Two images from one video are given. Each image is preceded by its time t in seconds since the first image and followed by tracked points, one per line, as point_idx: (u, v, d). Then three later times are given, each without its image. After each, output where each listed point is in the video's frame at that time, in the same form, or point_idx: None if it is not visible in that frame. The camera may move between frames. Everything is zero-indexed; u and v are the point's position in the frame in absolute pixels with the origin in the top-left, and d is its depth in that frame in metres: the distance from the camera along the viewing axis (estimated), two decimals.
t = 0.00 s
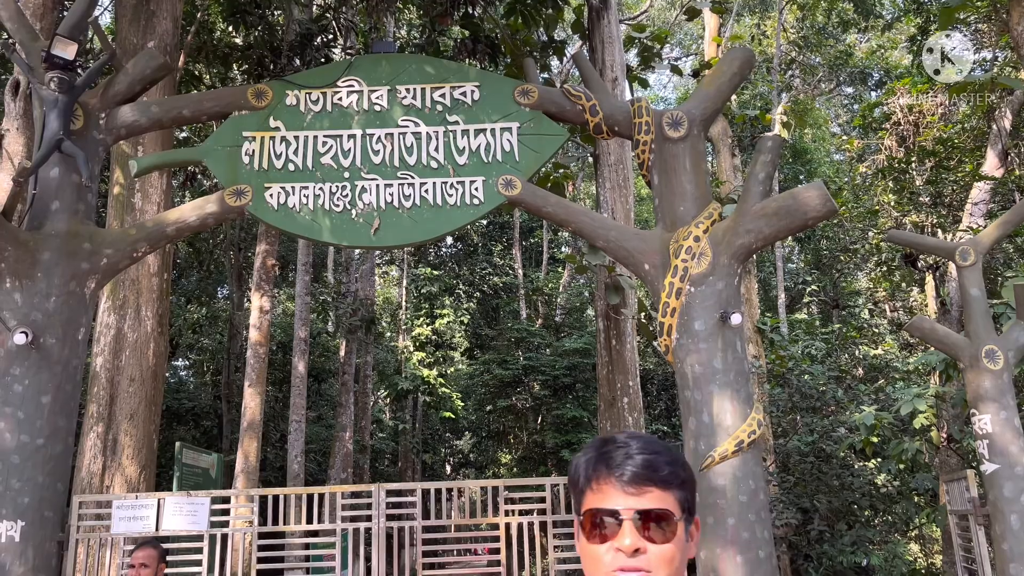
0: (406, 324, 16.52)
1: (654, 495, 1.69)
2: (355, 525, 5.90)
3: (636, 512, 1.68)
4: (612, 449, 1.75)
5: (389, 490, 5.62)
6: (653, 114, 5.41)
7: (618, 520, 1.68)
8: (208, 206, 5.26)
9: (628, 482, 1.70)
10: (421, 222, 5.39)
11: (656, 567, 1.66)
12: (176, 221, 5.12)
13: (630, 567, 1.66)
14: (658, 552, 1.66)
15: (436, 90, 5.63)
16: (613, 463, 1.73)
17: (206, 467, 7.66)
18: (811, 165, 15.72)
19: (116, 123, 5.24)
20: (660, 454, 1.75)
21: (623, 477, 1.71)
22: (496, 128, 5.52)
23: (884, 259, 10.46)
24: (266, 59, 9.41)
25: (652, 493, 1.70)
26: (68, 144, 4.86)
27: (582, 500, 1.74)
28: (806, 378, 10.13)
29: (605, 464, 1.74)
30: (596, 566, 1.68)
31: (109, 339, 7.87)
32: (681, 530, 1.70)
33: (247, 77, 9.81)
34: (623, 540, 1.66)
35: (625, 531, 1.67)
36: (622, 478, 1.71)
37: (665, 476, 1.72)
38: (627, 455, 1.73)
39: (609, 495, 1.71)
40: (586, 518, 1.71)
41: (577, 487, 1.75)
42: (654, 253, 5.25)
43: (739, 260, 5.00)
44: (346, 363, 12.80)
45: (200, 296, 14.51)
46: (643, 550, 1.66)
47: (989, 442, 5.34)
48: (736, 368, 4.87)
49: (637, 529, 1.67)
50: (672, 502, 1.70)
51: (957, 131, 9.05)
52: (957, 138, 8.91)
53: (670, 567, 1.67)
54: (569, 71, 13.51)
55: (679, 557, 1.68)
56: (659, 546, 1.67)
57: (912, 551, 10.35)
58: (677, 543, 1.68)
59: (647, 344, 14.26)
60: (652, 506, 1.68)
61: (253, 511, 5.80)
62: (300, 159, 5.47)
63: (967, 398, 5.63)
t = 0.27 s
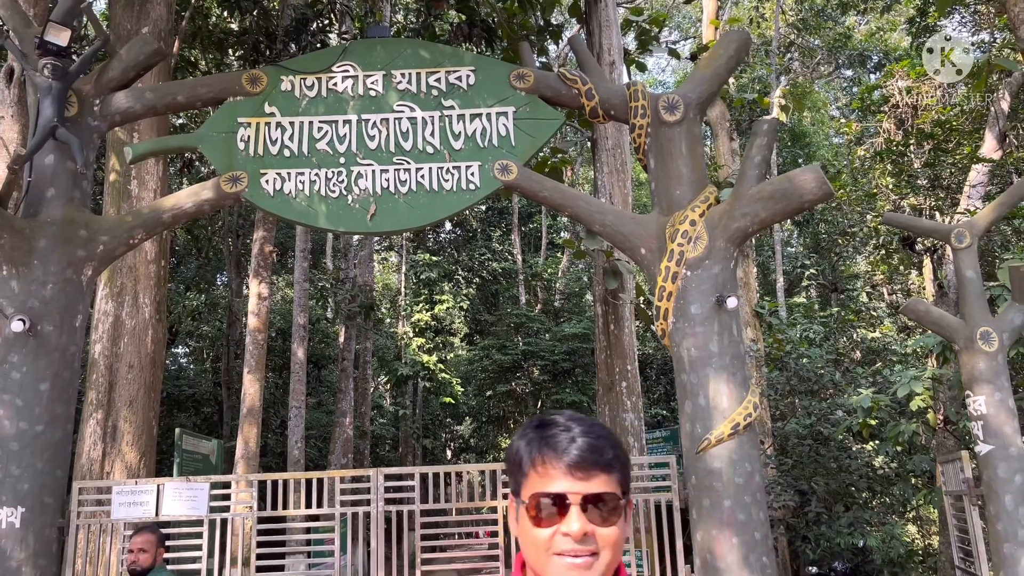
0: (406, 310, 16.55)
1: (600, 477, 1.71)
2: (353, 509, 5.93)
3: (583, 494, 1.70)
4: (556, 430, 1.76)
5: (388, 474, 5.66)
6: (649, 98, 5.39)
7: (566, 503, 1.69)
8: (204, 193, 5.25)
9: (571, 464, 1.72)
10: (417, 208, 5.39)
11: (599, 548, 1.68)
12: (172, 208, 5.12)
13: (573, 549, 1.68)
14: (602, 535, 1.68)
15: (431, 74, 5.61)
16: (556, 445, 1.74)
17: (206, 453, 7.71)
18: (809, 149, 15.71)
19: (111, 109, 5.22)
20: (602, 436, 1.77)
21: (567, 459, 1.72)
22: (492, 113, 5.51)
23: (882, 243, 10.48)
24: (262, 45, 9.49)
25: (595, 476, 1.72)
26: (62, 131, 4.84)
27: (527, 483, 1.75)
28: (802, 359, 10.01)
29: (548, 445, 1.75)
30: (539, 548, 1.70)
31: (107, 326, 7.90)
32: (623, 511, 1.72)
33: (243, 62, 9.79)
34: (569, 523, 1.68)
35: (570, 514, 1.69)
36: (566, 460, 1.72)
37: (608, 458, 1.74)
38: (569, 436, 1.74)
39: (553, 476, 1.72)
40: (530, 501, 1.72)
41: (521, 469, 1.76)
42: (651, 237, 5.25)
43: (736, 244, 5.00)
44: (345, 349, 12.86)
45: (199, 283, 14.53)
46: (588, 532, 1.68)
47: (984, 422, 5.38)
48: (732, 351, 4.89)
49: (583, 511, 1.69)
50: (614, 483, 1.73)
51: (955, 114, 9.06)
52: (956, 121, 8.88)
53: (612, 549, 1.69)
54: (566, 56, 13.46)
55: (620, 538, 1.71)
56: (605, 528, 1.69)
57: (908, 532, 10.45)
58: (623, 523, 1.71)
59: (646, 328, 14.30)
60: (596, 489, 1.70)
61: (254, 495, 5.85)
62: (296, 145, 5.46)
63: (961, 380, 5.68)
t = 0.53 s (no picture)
0: (402, 285, 16.57)
1: (522, 435, 1.76)
2: (349, 480, 5.98)
3: (505, 452, 1.74)
4: (478, 394, 1.81)
5: (384, 446, 5.71)
6: (642, 68, 5.35)
7: (488, 461, 1.74)
8: (196, 166, 5.22)
9: (492, 425, 1.76)
10: (410, 180, 5.37)
11: (521, 507, 1.72)
12: (164, 182, 5.09)
13: (496, 509, 1.72)
14: (524, 491, 1.73)
15: (423, 45, 5.56)
16: (479, 408, 1.79)
17: (204, 427, 7.76)
18: (806, 120, 15.65)
19: (100, 82, 5.18)
20: (525, 398, 1.82)
21: (488, 421, 1.77)
22: (484, 84, 5.47)
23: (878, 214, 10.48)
24: (253, 17, 9.43)
25: (516, 436, 1.76)
26: (51, 104, 4.81)
27: (451, 445, 1.80)
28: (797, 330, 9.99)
29: (471, 410, 1.79)
30: (463, 509, 1.74)
31: (101, 302, 7.91)
32: (545, 470, 1.76)
33: (234, 34, 9.71)
34: (490, 481, 1.73)
35: (492, 471, 1.73)
36: (488, 421, 1.77)
37: (530, 418, 1.78)
38: (492, 400, 1.79)
39: (476, 438, 1.76)
40: (454, 463, 1.77)
41: (445, 431, 1.81)
42: (644, 209, 5.24)
43: (729, 215, 5.00)
44: (341, 324, 12.89)
45: (194, 259, 14.51)
46: (510, 491, 1.72)
47: (974, 391, 5.49)
48: (725, 322, 4.90)
49: (504, 469, 1.73)
50: (537, 442, 1.77)
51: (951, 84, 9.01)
52: (952, 91, 8.82)
53: (536, 506, 1.73)
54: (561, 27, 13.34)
55: (544, 495, 1.75)
56: (525, 484, 1.73)
57: (901, 500, 10.58)
58: (544, 481, 1.75)
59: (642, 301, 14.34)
60: (518, 447, 1.75)
61: (251, 468, 5.90)
62: (288, 118, 5.43)
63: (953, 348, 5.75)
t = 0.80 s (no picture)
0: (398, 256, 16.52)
1: (469, 397, 1.88)
2: (346, 450, 6.00)
3: (453, 412, 1.86)
4: (427, 359, 1.94)
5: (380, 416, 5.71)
6: (638, 33, 5.27)
7: (437, 422, 1.86)
8: (186, 136, 5.15)
9: (440, 386, 1.89)
10: (403, 148, 5.30)
11: (469, 464, 1.84)
12: (154, 151, 5.03)
13: (446, 466, 1.83)
14: (472, 449, 1.85)
15: (415, 11, 5.46)
16: (428, 372, 1.91)
17: (200, 399, 7.77)
18: (804, 87, 15.51)
19: (87, 51, 5.09)
20: (471, 362, 1.95)
21: (438, 382, 1.89)
22: (478, 50, 5.38)
23: (876, 181, 10.42)
24: None
25: (464, 397, 1.88)
26: (38, 74, 4.72)
27: (401, 410, 1.92)
28: (795, 298, 10.01)
29: (421, 373, 1.92)
30: (414, 468, 1.85)
31: (94, 274, 7.88)
32: (493, 429, 1.88)
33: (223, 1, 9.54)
34: (440, 439, 1.84)
35: (441, 431, 1.85)
36: (437, 384, 1.89)
37: (477, 381, 1.91)
38: (440, 364, 1.92)
39: (425, 399, 1.88)
40: (404, 423, 1.88)
41: (395, 397, 1.93)
42: (640, 176, 5.18)
43: (725, 182, 4.94)
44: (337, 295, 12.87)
45: (189, 231, 14.45)
46: (460, 448, 1.84)
47: (969, 356, 5.49)
48: (721, 289, 4.87)
49: (452, 428, 1.85)
50: (485, 403, 1.89)
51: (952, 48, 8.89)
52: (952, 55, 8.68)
53: (483, 464, 1.85)
54: None
55: (491, 452, 1.87)
56: (472, 442, 1.85)
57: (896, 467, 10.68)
58: (491, 438, 1.87)
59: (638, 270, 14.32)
60: (466, 407, 1.87)
61: (248, 439, 5.91)
62: (278, 86, 5.34)
63: (948, 314, 5.74)
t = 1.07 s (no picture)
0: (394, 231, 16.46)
1: (439, 364, 1.88)
2: (343, 423, 6.03)
3: (422, 380, 1.86)
4: (399, 329, 1.94)
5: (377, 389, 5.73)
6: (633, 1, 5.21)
7: (406, 390, 1.85)
8: (177, 109, 5.10)
9: (411, 354, 1.89)
10: (397, 120, 5.26)
11: (438, 431, 1.83)
12: (145, 125, 4.98)
13: (414, 434, 1.82)
14: (441, 415, 1.84)
15: None
16: (401, 342, 1.92)
17: (197, 373, 7.80)
18: (801, 57, 15.39)
19: (75, 23, 5.02)
20: (445, 331, 1.94)
21: (408, 351, 1.90)
22: (470, 20, 5.32)
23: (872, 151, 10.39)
24: None
25: (435, 365, 1.88)
26: (27, 46, 4.66)
27: (376, 380, 1.92)
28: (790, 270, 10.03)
29: (395, 344, 1.93)
30: (385, 436, 1.85)
31: (88, 249, 7.86)
32: (463, 396, 1.87)
33: None
34: (408, 408, 1.84)
35: (410, 399, 1.84)
36: (407, 353, 1.89)
37: (448, 348, 1.90)
38: (413, 334, 1.92)
39: (397, 369, 1.89)
40: (376, 393, 1.89)
41: (370, 369, 1.94)
42: (635, 146, 5.15)
43: (720, 152, 4.91)
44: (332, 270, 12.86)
45: (183, 207, 14.39)
46: (427, 414, 1.83)
47: (963, 324, 5.52)
48: (716, 260, 4.87)
49: (422, 396, 1.85)
50: (456, 371, 1.89)
51: (950, 15, 8.80)
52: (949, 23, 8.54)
53: (453, 430, 1.84)
54: None
55: (462, 420, 1.85)
56: (441, 410, 1.84)
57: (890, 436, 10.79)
58: (460, 405, 1.86)
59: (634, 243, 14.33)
60: (435, 374, 1.87)
61: (245, 413, 5.93)
62: (270, 57, 5.29)
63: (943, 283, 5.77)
